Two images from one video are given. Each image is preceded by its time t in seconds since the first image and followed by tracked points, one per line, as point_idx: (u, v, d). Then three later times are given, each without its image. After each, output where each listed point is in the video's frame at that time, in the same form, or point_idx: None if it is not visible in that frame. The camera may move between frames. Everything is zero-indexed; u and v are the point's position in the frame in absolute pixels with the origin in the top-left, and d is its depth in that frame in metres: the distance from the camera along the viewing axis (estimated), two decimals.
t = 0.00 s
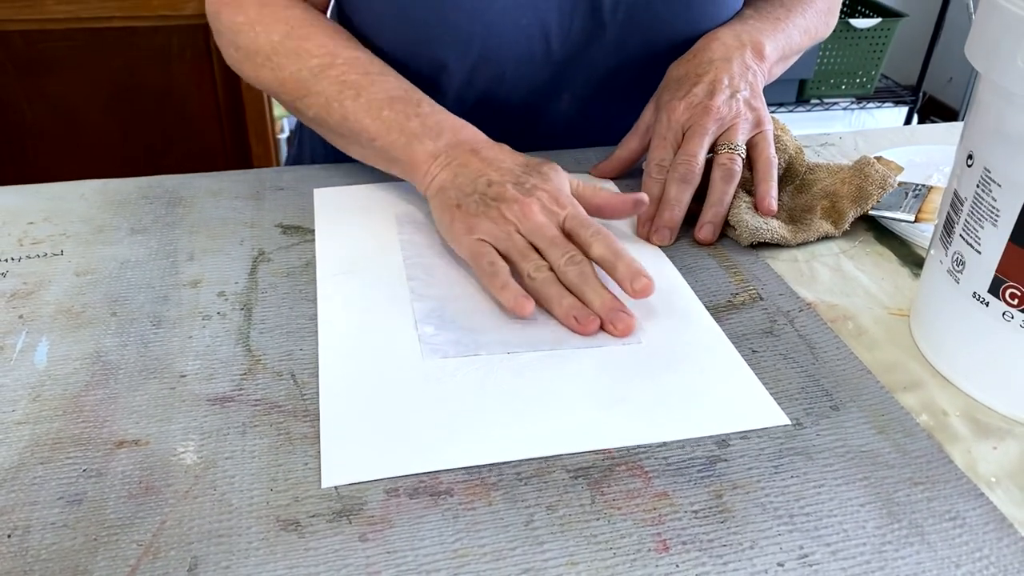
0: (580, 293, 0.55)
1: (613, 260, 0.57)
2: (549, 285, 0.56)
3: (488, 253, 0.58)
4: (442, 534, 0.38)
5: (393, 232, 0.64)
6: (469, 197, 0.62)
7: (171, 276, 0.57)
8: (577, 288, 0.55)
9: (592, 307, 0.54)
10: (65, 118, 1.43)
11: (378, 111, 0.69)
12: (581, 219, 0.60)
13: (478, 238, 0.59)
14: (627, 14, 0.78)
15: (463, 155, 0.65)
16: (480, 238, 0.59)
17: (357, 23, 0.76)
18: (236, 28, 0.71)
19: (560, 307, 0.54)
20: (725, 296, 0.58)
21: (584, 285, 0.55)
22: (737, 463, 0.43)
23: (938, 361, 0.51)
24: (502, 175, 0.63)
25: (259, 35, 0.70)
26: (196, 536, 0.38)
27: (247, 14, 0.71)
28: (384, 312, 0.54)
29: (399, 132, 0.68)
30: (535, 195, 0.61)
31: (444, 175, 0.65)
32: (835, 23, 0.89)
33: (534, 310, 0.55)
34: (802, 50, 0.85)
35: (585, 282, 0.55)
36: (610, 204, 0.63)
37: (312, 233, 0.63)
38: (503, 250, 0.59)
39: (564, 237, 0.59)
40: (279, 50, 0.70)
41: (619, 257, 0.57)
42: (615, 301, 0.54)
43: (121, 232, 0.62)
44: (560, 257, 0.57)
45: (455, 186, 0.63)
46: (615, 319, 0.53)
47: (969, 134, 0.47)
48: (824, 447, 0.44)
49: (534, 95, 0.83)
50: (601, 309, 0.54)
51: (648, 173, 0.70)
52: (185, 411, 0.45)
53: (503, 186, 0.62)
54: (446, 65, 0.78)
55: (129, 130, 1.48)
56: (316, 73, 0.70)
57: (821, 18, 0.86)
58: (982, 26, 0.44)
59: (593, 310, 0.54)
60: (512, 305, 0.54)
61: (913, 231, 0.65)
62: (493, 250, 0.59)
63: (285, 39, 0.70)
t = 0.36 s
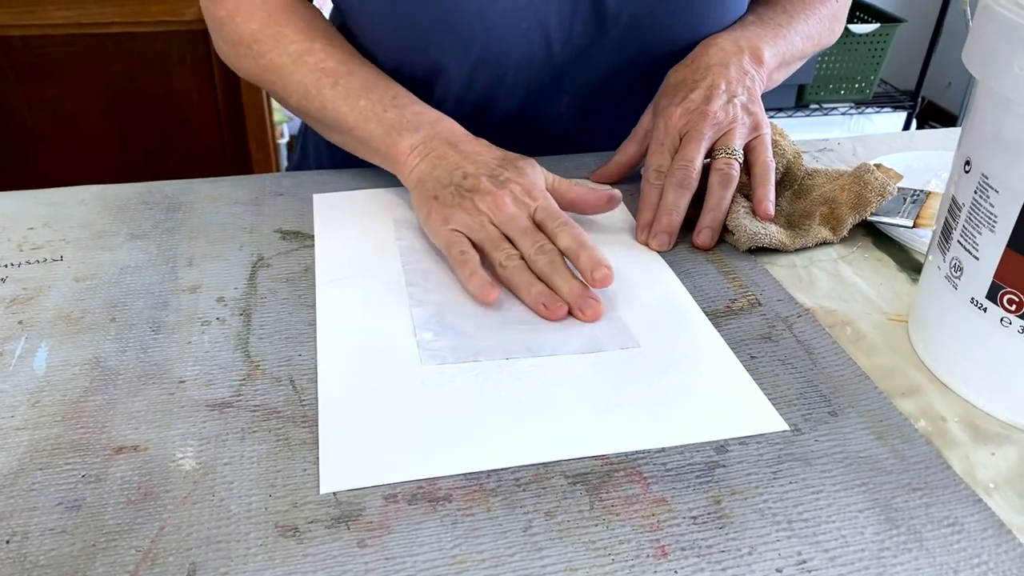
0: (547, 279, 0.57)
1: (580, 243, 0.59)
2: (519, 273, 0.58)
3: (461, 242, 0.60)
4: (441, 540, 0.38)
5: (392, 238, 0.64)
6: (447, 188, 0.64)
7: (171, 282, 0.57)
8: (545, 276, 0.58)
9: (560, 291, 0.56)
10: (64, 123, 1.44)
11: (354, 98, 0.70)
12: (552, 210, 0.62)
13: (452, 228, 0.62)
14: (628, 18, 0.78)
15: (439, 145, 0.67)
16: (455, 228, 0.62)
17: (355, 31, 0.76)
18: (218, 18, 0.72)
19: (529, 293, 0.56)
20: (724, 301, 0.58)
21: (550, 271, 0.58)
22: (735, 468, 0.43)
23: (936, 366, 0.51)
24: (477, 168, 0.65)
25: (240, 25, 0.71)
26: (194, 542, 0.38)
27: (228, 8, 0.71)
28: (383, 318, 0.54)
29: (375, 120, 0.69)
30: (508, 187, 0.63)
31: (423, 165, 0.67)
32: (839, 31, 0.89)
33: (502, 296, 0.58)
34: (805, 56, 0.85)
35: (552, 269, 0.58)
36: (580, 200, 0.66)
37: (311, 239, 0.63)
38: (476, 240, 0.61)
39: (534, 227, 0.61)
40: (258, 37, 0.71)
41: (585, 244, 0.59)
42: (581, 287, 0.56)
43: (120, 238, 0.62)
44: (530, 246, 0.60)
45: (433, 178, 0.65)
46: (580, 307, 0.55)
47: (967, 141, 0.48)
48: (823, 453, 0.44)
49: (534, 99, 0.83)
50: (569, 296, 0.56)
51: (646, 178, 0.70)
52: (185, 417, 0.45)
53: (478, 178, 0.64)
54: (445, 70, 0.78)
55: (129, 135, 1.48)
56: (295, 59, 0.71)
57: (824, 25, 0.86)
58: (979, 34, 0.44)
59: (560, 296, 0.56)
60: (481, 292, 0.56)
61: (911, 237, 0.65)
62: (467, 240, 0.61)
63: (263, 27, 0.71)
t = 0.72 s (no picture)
0: (491, 301, 0.55)
1: (539, 269, 0.57)
2: (466, 288, 0.56)
3: (418, 242, 0.60)
4: (438, 547, 0.38)
5: (390, 243, 0.64)
6: (419, 186, 0.63)
7: (169, 287, 0.57)
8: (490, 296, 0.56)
9: (501, 314, 0.54)
10: (63, 128, 1.44)
11: (347, 102, 0.70)
12: (518, 223, 0.60)
13: (414, 226, 0.61)
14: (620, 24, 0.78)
15: (423, 144, 0.67)
16: (418, 227, 0.61)
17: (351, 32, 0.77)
18: (222, 29, 0.74)
19: (469, 311, 0.54)
20: (722, 307, 0.58)
21: (495, 291, 0.55)
22: (733, 475, 0.43)
23: (934, 372, 0.51)
24: (454, 170, 0.64)
25: (244, 37, 0.72)
26: (192, 548, 0.37)
27: (235, 18, 0.73)
28: (381, 324, 0.54)
29: (366, 121, 0.69)
30: (480, 193, 0.62)
31: (401, 161, 0.66)
32: (840, 34, 0.89)
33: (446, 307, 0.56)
34: (805, 60, 0.85)
35: (498, 287, 0.56)
36: (560, 219, 0.64)
37: (309, 244, 0.63)
38: (435, 243, 0.61)
39: (496, 238, 0.60)
40: (262, 48, 0.72)
41: (543, 268, 0.57)
42: (521, 316, 0.54)
43: (118, 243, 0.62)
44: (482, 259, 0.58)
45: (409, 174, 0.65)
46: (515, 335, 0.52)
47: (965, 146, 0.48)
48: (821, 459, 0.44)
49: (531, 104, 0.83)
50: (506, 322, 0.53)
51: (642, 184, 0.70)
52: (182, 422, 0.45)
53: (453, 179, 0.63)
54: (439, 73, 0.78)
55: (128, 140, 1.48)
56: (294, 68, 0.71)
57: (823, 29, 0.86)
58: (976, 40, 0.44)
59: (498, 323, 0.54)
60: (424, 301, 0.55)
61: (909, 242, 0.65)
62: (425, 241, 0.61)
63: (266, 38, 0.72)
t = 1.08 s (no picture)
0: (476, 263, 0.59)
1: (521, 241, 0.60)
2: (456, 255, 0.60)
3: (410, 215, 0.63)
4: (436, 552, 0.38)
5: (388, 247, 0.64)
6: (402, 160, 0.66)
7: (166, 291, 0.57)
8: (478, 260, 0.60)
9: (490, 276, 0.58)
10: (62, 132, 1.44)
11: (327, 81, 0.71)
12: (500, 195, 0.63)
13: (401, 198, 0.64)
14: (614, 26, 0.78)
15: (404, 122, 0.69)
16: (405, 199, 0.64)
17: (344, 31, 0.77)
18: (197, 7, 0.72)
19: (459, 279, 0.58)
20: (722, 310, 0.58)
21: (482, 254, 0.60)
22: (733, 479, 0.43)
23: (934, 376, 0.51)
24: (435, 142, 0.67)
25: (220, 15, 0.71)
26: (188, 554, 0.37)
27: None
28: (379, 328, 0.54)
29: (346, 100, 0.70)
30: (463, 162, 0.64)
31: (385, 140, 0.68)
32: (840, 39, 0.89)
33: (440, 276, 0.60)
34: (804, 64, 0.85)
35: (484, 254, 0.60)
36: (540, 196, 0.67)
37: (307, 248, 0.63)
38: (422, 213, 0.63)
39: (480, 207, 0.63)
40: (239, 28, 0.71)
41: (523, 242, 0.60)
42: (504, 280, 0.58)
43: (115, 247, 0.62)
44: (470, 227, 0.61)
45: (392, 151, 0.67)
46: (502, 301, 0.57)
47: (964, 149, 0.48)
48: (821, 463, 0.44)
49: (527, 108, 0.83)
50: (495, 288, 0.57)
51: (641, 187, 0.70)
52: (179, 426, 0.44)
53: (435, 152, 0.66)
54: (437, 76, 0.78)
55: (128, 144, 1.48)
56: (272, 48, 0.71)
57: (822, 33, 0.86)
58: (975, 43, 0.44)
59: (485, 287, 0.58)
60: (422, 268, 0.59)
61: (908, 245, 0.65)
62: (412, 211, 0.63)
63: (244, 18, 0.71)
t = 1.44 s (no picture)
0: (445, 295, 0.56)
1: (488, 270, 0.57)
2: (422, 284, 0.57)
3: (382, 240, 0.61)
4: (434, 556, 0.38)
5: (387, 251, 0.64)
6: (378, 184, 0.64)
7: (165, 295, 0.57)
8: (444, 290, 0.57)
9: (456, 308, 0.55)
10: (62, 136, 1.44)
11: (311, 96, 0.69)
12: (475, 222, 0.61)
13: (374, 223, 0.62)
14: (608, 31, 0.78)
15: (383, 144, 0.67)
16: (376, 223, 0.62)
17: (341, 35, 0.78)
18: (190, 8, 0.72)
19: (424, 306, 0.56)
20: (720, 314, 0.58)
21: (447, 285, 0.57)
22: (731, 484, 0.43)
23: (930, 379, 0.51)
24: (412, 167, 0.64)
25: (212, 18, 0.71)
26: (186, 558, 0.37)
27: None
28: (378, 333, 0.54)
29: (327, 118, 0.68)
30: (437, 188, 0.62)
31: (364, 162, 0.66)
32: (836, 45, 0.89)
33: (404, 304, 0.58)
34: (801, 69, 0.85)
35: (451, 283, 0.57)
36: (515, 227, 0.64)
37: (306, 252, 0.63)
38: (394, 238, 0.61)
39: (451, 234, 0.60)
40: (227, 32, 0.71)
41: (490, 273, 0.57)
42: (470, 310, 0.55)
43: (114, 251, 0.62)
44: (439, 254, 0.59)
45: (370, 174, 0.65)
46: (466, 331, 0.53)
47: (961, 154, 0.48)
48: (818, 468, 0.44)
49: (525, 112, 0.83)
50: (459, 319, 0.54)
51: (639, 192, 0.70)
52: (177, 431, 0.45)
53: (411, 176, 0.63)
54: (434, 80, 0.78)
55: (127, 147, 1.48)
56: (259, 55, 0.70)
57: (819, 38, 0.86)
58: (971, 48, 0.44)
59: (451, 317, 0.55)
60: (390, 292, 0.56)
61: (906, 249, 0.65)
62: (385, 236, 0.61)
63: (234, 22, 0.71)
